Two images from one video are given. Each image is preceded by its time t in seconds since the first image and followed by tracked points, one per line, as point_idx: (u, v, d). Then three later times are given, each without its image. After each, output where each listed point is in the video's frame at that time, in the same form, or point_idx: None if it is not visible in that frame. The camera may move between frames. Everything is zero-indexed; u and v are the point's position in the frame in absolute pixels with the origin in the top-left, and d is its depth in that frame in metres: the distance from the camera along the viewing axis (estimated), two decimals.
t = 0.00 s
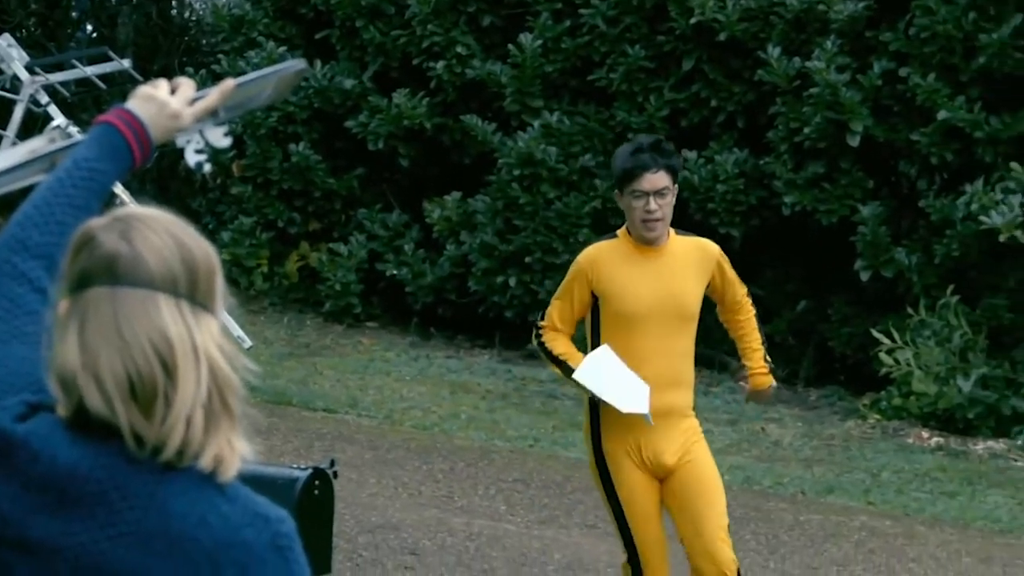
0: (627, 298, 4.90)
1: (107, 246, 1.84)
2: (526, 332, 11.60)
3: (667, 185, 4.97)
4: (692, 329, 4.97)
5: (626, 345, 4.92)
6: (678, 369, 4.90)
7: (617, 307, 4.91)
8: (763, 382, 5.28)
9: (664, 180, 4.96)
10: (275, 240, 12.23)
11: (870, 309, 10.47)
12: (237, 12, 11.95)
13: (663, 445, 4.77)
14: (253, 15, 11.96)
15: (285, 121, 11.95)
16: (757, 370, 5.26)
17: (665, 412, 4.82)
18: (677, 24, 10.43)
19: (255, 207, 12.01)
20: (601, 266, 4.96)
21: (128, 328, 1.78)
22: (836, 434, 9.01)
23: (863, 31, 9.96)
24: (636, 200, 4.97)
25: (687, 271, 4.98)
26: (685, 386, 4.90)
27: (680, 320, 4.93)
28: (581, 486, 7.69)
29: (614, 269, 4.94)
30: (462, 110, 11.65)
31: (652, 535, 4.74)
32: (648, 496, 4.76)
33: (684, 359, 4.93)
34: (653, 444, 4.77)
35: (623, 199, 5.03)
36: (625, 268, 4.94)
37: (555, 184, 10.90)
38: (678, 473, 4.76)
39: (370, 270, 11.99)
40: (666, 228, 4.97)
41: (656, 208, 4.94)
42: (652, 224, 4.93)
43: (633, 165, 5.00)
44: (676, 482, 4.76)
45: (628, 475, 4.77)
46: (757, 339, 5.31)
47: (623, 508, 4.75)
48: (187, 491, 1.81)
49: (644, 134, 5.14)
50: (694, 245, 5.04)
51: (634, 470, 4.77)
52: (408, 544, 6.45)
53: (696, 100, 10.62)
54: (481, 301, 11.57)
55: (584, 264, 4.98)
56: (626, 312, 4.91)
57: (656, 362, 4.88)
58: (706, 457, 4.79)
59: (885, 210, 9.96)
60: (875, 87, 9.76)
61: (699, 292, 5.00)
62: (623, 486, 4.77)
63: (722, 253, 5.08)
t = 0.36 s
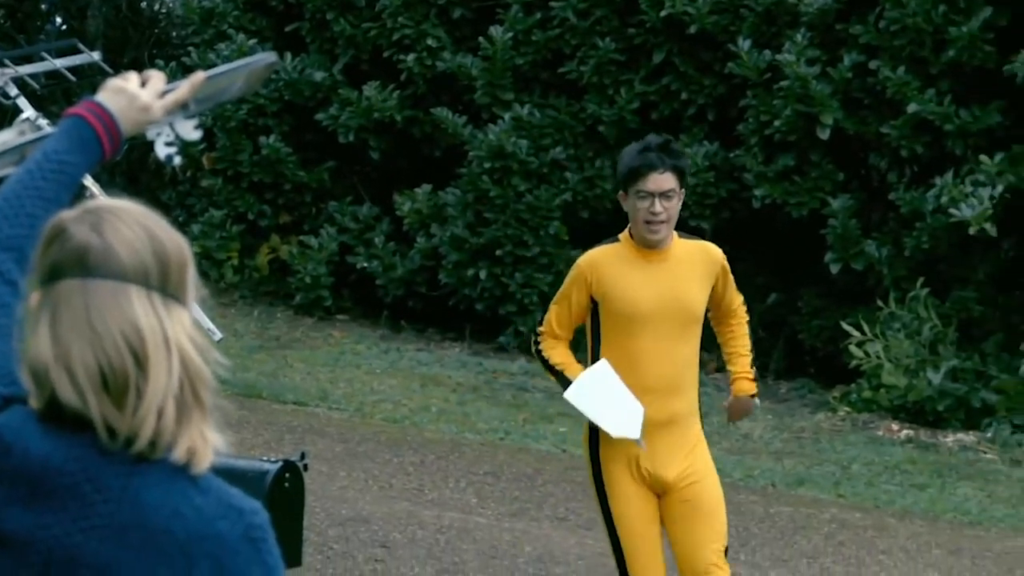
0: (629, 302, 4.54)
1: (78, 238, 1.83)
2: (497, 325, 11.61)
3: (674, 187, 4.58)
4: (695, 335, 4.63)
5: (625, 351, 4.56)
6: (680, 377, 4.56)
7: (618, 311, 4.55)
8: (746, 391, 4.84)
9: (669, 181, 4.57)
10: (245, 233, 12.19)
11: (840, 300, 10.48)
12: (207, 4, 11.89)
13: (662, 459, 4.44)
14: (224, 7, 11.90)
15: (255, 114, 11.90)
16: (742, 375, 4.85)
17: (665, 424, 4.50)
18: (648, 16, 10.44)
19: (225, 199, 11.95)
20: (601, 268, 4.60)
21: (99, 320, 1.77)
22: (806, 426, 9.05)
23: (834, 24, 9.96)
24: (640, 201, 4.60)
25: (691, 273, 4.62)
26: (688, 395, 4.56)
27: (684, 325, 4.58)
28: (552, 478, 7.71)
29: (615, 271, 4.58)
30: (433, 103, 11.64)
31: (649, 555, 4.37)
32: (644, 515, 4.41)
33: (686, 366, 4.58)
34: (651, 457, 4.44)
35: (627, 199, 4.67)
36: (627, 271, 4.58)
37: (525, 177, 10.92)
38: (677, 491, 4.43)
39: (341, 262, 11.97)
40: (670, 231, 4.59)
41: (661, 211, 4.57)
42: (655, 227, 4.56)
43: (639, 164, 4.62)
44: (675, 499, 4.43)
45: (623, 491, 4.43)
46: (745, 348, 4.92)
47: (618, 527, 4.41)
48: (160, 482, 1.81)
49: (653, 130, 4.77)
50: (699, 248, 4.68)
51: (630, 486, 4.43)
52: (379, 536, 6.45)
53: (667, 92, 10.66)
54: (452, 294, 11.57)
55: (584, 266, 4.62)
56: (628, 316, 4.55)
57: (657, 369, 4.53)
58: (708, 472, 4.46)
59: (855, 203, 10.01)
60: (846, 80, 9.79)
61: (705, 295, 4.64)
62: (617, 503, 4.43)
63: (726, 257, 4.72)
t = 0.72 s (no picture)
0: (618, 307, 4.40)
1: (50, 230, 1.84)
2: (468, 318, 11.62)
3: (672, 184, 4.47)
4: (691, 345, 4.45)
5: (615, 360, 4.41)
6: (674, 387, 4.39)
7: (607, 316, 4.41)
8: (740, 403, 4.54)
9: (667, 177, 4.47)
10: (215, 226, 12.16)
11: (811, 293, 10.55)
12: None
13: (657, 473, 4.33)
14: None
15: (225, 107, 11.86)
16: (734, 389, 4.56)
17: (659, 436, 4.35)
18: (619, 10, 10.47)
19: (196, 192, 11.91)
20: (592, 271, 4.48)
21: (72, 312, 1.78)
22: (776, 419, 9.10)
23: (804, 17, 9.96)
24: (636, 196, 4.48)
25: (686, 277, 4.46)
26: (684, 406, 4.39)
27: (678, 333, 4.41)
28: (523, 471, 7.74)
29: (605, 274, 4.46)
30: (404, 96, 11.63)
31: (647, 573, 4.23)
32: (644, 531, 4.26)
33: (681, 377, 4.41)
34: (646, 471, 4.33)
35: (624, 197, 4.55)
36: (618, 274, 4.45)
37: (496, 170, 10.94)
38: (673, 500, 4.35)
39: (311, 255, 11.96)
40: (667, 230, 4.45)
41: (657, 207, 4.44)
42: (651, 222, 4.42)
43: (638, 159, 4.53)
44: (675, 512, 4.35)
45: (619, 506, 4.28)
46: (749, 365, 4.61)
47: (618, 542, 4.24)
48: (133, 473, 1.82)
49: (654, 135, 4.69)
50: (697, 252, 4.53)
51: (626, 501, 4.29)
52: (350, 530, 6.45)
53: (637, 85, 10.71)
54: (422, 287, 11.59)
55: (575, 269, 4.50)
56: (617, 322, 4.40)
57: (648, 378, 4.37)
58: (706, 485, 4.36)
59: (826, 196, 10.08)
60: (816, 73, 9.84)
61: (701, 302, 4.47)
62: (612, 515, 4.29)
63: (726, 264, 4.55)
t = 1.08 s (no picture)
0: (604, 292, 4.30)
1: (24, 223, 1.86)
2: (440, 312, 11.64)
3: (666, 174, 4.32)
4: (682, 332, 4.32)
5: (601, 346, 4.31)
6: (662, 376, 4.27)
7: (593, 302, 4.31)
8: (741, 394, 4.39)
9: (662, 166, 4.31)
10: (187, 220, 12.13)
11: (783, 286, 10.63)
12: None
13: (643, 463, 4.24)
14: None
15: (197, 100, 11.83)
16: (734, 378, 4.42)
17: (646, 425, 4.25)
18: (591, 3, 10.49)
19: (168, 186, 11.87)
20: (579, 255, 4.38)
21: (45, 306, 1.80)
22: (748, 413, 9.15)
23: (776, 11, 10.03)
24: (629, 184, 4.34)
25: (676, 262, 4.34)
26: (673, 395, 4.28)
27: (666, 320, 4.29)
28: (495, 465, 7.76)
29: (593, 259, 4.35)
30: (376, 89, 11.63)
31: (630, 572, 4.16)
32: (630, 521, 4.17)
33: (669, 366, 4.29)
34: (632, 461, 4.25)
35: (616, 182, 4.40)
36: (606, 259, 4.34)
37: (468, 164, 10.97)
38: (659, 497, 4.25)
39: (283, 249, 11.96)
40: (658, 220, 4.32)
41: (650, 197, 4.30)
42: (643, 213, 4.29)
43: (632, 146, 4.37)
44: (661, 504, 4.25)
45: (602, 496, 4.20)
46: (751, 349, 4.45)
47: (599, 533, 4.16)
48: (107, 467, 1.83)
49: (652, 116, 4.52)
50: (689, 238, 4.38)
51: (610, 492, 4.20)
52: (322, 523, 6.47)
53: (609, 79, 10.76)
54: (394, 281, 11.60)
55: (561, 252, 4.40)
56: (603, 308, 4.30)
57: (635, 366, 4.26)
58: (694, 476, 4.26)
59: (797, 189, 10.14)
60: (788, 67, 9.89)
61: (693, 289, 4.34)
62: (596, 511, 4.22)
63: (720, 249, 4.40)
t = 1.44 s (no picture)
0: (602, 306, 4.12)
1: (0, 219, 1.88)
2: (416, 309, 11.65)
3: (664, 182, 4.17)
4: (682, 344, 4.18)
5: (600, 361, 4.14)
6: (665, 389, 4.13)
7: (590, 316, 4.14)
8: (760, 420, 4.31)
9: (660, 176, 4.17)
10: (162, 217, 12.10)
11: (757, 280, 10.71)
12: None
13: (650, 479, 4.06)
14: None
15: (172, 97, 11.80)
16: (751, 403, 4.31)
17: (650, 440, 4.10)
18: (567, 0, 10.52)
19: (143, 182, 11.84)
20: (571, 269, 4.19)
21: (21, 301, 1.82)
22: (724, 410, 9.19)
23: (751, 8, 10.08)
24: (625, 193, 4.18)
25: (674, 272, 4.19)
26: (676, 408, 4.14)
27: (667, 331, 4.14)
28: (470, 462, 7.78)
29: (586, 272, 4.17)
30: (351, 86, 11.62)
31: None
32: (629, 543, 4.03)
33: (672, 379, 4.14)
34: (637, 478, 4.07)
35: (609, 191, 4.24)
36: (600, 272, 4.17)
37: (443, 161, 10.98)
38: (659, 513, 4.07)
39: (259, 246, 11.95)
40: (655, 230, 4.18)
41: (648, 207, 4.15)
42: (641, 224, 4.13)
43: (627, 154, 4.21)
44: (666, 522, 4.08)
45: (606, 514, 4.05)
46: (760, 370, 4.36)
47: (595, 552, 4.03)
48: (84, 462, 1.85)
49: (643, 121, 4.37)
50: (685, 244, 4.25)
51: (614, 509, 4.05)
52: (298, 520, 6.48)
53: (585, 76, 10.78)
54: (370, 278, 11.61)
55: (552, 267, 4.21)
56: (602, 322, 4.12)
57: (634, 380, 4.10)
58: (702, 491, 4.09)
59: (773, 186, 10.18)
60: (763, 64, 9.92)
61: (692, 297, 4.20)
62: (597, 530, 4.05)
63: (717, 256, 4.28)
